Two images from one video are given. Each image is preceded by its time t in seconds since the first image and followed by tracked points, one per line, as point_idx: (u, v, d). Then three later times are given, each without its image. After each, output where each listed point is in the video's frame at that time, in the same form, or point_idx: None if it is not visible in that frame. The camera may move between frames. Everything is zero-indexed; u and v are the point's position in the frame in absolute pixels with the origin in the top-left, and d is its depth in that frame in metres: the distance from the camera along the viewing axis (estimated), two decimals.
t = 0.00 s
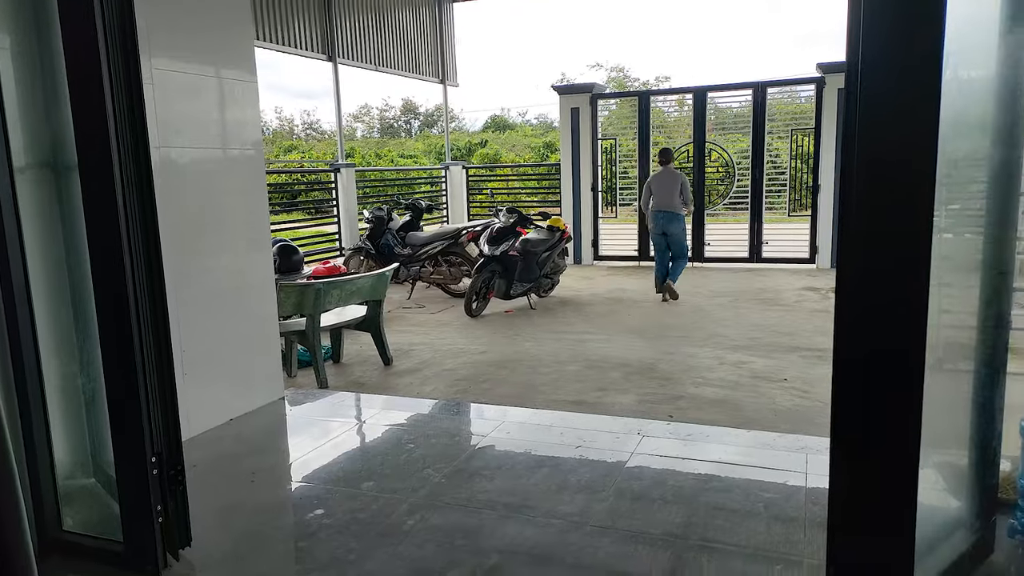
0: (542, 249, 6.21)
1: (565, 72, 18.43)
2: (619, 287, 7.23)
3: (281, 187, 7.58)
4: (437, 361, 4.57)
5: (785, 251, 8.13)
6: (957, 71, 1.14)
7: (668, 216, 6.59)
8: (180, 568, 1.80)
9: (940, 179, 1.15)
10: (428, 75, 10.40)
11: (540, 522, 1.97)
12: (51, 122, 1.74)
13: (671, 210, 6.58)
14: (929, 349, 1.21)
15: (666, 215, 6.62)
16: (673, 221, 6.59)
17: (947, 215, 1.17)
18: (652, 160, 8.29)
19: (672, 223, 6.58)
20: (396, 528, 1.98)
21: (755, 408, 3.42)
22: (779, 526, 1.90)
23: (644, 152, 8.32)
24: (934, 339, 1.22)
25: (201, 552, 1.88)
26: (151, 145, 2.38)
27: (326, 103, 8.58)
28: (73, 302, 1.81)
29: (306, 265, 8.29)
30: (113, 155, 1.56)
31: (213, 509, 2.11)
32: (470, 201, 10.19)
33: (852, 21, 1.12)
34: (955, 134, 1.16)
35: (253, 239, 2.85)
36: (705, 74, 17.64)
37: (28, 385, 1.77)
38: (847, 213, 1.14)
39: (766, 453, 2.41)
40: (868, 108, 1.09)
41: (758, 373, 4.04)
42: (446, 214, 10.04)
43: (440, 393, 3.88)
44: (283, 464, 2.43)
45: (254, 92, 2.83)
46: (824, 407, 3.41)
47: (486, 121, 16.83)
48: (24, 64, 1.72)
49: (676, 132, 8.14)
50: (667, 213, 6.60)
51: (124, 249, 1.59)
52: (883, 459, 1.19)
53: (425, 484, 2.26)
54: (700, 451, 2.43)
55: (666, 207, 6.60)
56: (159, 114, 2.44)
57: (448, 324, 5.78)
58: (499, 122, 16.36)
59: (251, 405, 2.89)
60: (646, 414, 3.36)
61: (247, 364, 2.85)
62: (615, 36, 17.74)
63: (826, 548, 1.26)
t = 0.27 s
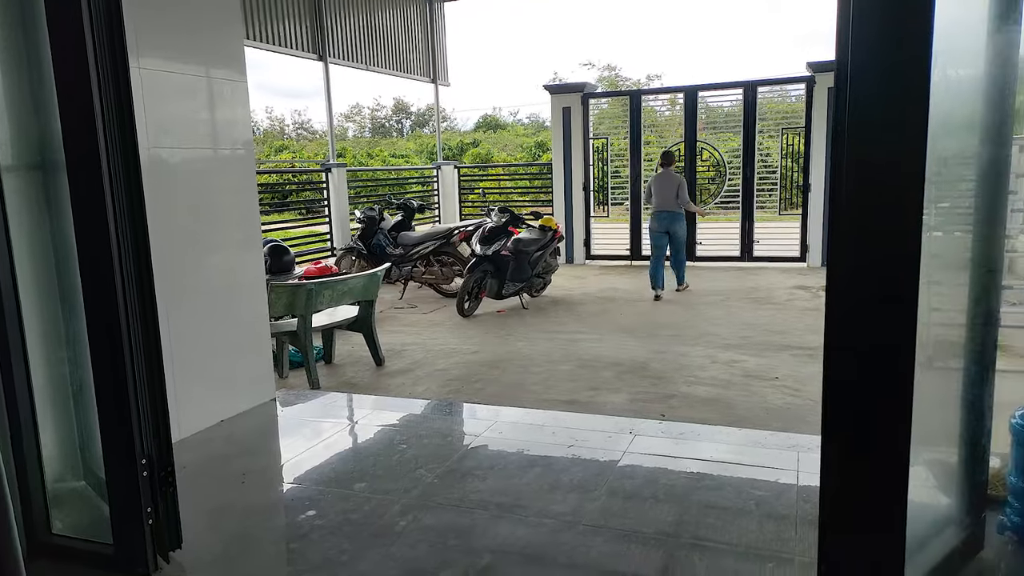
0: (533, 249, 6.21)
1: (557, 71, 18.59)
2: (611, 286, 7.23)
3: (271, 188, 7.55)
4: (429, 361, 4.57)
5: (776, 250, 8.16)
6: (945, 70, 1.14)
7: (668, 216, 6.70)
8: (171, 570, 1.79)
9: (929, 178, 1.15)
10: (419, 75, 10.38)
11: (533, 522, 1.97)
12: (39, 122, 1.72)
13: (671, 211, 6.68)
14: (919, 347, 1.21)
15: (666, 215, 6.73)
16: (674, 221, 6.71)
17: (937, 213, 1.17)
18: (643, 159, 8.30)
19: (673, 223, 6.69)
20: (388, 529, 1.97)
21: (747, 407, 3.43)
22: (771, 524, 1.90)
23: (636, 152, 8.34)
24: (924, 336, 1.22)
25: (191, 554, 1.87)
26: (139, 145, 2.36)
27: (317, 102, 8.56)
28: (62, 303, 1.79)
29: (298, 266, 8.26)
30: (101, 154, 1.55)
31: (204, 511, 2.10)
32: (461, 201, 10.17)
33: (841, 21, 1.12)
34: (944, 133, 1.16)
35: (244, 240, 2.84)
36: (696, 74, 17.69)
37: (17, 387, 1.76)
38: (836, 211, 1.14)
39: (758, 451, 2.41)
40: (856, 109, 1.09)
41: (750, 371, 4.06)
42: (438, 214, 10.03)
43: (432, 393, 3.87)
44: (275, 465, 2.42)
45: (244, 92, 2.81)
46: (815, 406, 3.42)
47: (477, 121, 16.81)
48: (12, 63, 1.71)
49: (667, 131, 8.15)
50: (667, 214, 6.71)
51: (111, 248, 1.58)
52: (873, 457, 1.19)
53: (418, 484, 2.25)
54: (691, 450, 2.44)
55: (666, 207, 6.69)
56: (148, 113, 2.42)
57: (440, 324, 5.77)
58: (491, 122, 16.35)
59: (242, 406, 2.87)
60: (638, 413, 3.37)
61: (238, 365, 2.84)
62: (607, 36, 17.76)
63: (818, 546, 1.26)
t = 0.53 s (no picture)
0: (521, 247, 6.21)
1: (546, 70, 18.61)
2: (598, 285, 7.25)
3: (258, 184, 7.50)
4: (417, 358, 4.56)
5: (763, 250, 8.21)
6: (933, 71, 1.14)
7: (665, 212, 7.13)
8: (155, 568, 1.78)
9: (914, 179, 1.16)
10: (407, 72, 10.35)
11: (520, 519, 1.97)
12: (22, 116, 1.70)
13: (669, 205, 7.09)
14: (905, 345, 1.21)
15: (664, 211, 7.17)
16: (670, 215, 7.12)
17: (923, 214, 1.18)
18: (631, 158, 8.32)
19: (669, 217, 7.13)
20: (375, 527, 1.96)
21: (733, 404, 3.45)
22: (757, 521, 1.91)
23: (624, 150, 8.35)
24: (911, 335, 1.22)
25: (176, 552, 1.86)
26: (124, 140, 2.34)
27: (305, 98, 8.51)
28: (44, 298, 1.77)
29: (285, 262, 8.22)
30: (85, 148, 1.53)
31: (189, 509, 2.08)
32: (449, 199, 10.16)
33: (829, 21, 1.13)
34: (930, 134, 1.17)
35: (230, 236, 2.81)
36: (683, 73, 17.75)
37: None
38: (823, 211, 1.15)
39: (744, 449, 2.42)
40: (844, 108, 1.10)
41: (736, 369, 4.08)
42: (426, 212, 10.01)
43: (419, 391, 3.86)
44: (261, 463, 2.41)
45: (230, 86, 2.79)
46: (801, 403, 3.45)
47: (466, 118, 16.79)
48: None
49: (655, 130, 8.17)
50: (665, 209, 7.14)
51: (96, 243, 1.56)
52: (859, 455, 1.20)
53: (405, 481, 2.25)
54: (678, 447, 2.45)
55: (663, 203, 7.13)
56: (133, 107, 2.39)
57: (428, 321, 5.76)
58: (479, 120, 16.33)
59: (227, 403, 2.85)
60: (625, 411, 3.38)
61: (224, 362, 2.82)
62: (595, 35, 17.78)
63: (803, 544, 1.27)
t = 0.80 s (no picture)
0: (519, 246, 6.20)
1: (544, 68, 18.61)
2: (596, 283, 7.25)
3: (255, 183, 7.50)
4: (415, 358, 4.56)
5: (760, 248, 8.21)
6: (929, 69, 1.14)
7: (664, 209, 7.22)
8: (154, 568, 1.77)
9: (912, 176, 1.16)
10: (404, 70, 10.33)
11: (518, 518, 1.97)
12: (18, 115, 1.70)
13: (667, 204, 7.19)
14: (902, 343, 1.21)
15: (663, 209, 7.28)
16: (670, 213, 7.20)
17: (920, 212, 1.18)
18: (629, 157, 8.32)
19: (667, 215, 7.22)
20: (374, 526, 1.96)
21: (731, 402, 3.45)
22: (755, 519, 1.92)
23: (621, 149, 8.36)
24: (908, 332, 1.22)
25: (175, 552, 1.86)
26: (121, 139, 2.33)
27: (302, 97, 8.50)
28: (41, 298, 1.77)
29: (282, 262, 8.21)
30: (81, 145, 1.53)
31: (187, 509, 2.08)
32: (447, 197, 10.15)
33: (825, 18, 1.13)
34: (928, 130, 1.17)
35: (227, 236, 2.81)
36: (681, 72, 17.74)
37: None
38: (820, 209, 1.15)
39: (742, 447, 2.43)
40: (841, 107, 1.10)
41: (734, 368, 4.08)
42: (423, 211, 10.00)
43: (417, 390, 3.86)
44: (259, 462, 2.41)
45: (227, 85, 2.79)
46: (799, 402, 3.45)
47: (463, 117, 16.79)
48: None
49: (653, 129, 8.17)
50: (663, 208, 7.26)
51: (92, 243, 1.56)
52: (857, 454, 1.20)
53: (403, 481, 2.25)
54: (676, 446, 2.45)
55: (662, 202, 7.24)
56: (130, 107, 2.39)
57: (425, 321, 5.75)
58: (476, 118, 16.32)
59: (225, 403, 2.85)
60: (623, 409, 3.38)
61: (222, 362, 2.82)
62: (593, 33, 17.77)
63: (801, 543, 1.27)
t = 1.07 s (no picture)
0: (520, 242, 6.20)
1: (545, 64, 18.57)
2: (597, 280, 7.25)
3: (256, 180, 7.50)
4: (417, 354, 4.56)
5: (762, 244, 8.20)
6: (931, 65, 1.14)
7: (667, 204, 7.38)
8: (156, 565, 1.78)
9: (914, 173, 1.15)
10: (405, 67, 10.32)
11: (520, 515, 1.98)
12: (19, 111, 1.71)
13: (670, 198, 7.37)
14: (904, 339, 1.21)
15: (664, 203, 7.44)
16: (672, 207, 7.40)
17: (921, 208, 1.17)
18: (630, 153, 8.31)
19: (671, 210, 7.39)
20: (376, 522, 1.97)
21: (733, 399, 3.45)
22: (757, 515, 1.92)
23: (623, 145, 8.35)
24: (910, 329, 1.22)
25: (177, 548, 1.86)
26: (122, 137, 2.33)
27: (303, 94, 8.49)
28: (42, 295, 1.77)
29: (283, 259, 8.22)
30: (81, 141, 1.53)
31: (189, 505, 2.09)
32: (448, 194, 10.15)
33: (827, 13, 1.12)
34: (930, 126, 1.16)
35: (228, 233, 2.81)
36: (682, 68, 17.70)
37: None
38: (822, 205, 1.15)
39: (744, 444, 2.43)
40: (843, 103, 1.10)
41: (735, 364, 4.08)
42: (424, 207, 10.00)
43: (419, 387, 3.87)
44: (261, 459, 2.41)
45: (228, 82, 2.78)
46: (800, 398, 3.45)
47: (464, 114, 16.79)
48: None
49: (654, 125, 8.16)
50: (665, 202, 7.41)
51: (94, 241, 1.56)
52: (859, 451, 1.20)
53: (405, 477, 2.25)
54: (678, 442, 2.45)
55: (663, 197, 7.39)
56: (130, 104, 2.39)
57: (426, 317, 5.76)
58: (478, 115, 16.31)
59: (227, 400, 2.85)
60: (625, 406, 3.38)
61: (224, 358, 2.82)
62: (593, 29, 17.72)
63: (803, 539, 1.27)
